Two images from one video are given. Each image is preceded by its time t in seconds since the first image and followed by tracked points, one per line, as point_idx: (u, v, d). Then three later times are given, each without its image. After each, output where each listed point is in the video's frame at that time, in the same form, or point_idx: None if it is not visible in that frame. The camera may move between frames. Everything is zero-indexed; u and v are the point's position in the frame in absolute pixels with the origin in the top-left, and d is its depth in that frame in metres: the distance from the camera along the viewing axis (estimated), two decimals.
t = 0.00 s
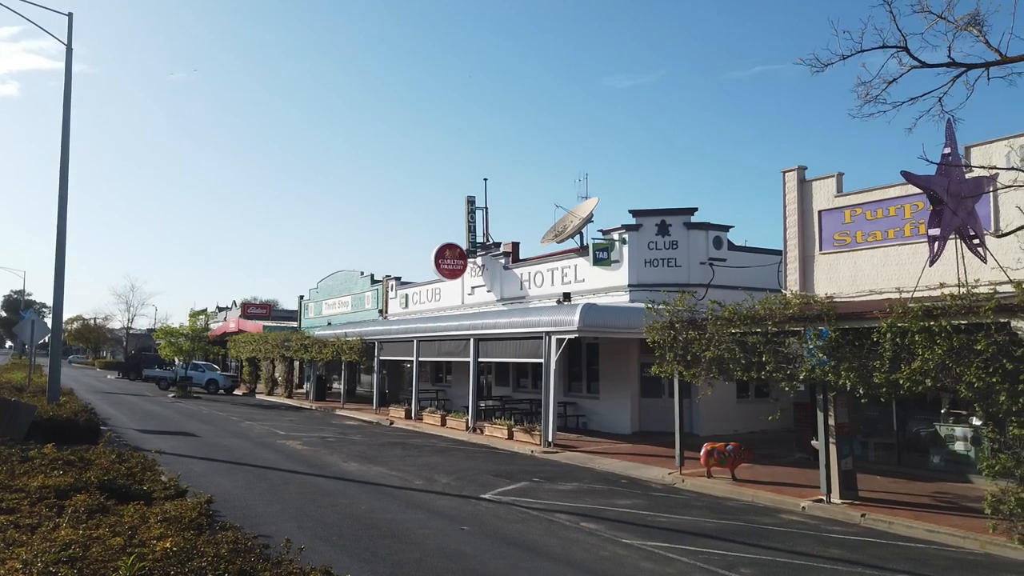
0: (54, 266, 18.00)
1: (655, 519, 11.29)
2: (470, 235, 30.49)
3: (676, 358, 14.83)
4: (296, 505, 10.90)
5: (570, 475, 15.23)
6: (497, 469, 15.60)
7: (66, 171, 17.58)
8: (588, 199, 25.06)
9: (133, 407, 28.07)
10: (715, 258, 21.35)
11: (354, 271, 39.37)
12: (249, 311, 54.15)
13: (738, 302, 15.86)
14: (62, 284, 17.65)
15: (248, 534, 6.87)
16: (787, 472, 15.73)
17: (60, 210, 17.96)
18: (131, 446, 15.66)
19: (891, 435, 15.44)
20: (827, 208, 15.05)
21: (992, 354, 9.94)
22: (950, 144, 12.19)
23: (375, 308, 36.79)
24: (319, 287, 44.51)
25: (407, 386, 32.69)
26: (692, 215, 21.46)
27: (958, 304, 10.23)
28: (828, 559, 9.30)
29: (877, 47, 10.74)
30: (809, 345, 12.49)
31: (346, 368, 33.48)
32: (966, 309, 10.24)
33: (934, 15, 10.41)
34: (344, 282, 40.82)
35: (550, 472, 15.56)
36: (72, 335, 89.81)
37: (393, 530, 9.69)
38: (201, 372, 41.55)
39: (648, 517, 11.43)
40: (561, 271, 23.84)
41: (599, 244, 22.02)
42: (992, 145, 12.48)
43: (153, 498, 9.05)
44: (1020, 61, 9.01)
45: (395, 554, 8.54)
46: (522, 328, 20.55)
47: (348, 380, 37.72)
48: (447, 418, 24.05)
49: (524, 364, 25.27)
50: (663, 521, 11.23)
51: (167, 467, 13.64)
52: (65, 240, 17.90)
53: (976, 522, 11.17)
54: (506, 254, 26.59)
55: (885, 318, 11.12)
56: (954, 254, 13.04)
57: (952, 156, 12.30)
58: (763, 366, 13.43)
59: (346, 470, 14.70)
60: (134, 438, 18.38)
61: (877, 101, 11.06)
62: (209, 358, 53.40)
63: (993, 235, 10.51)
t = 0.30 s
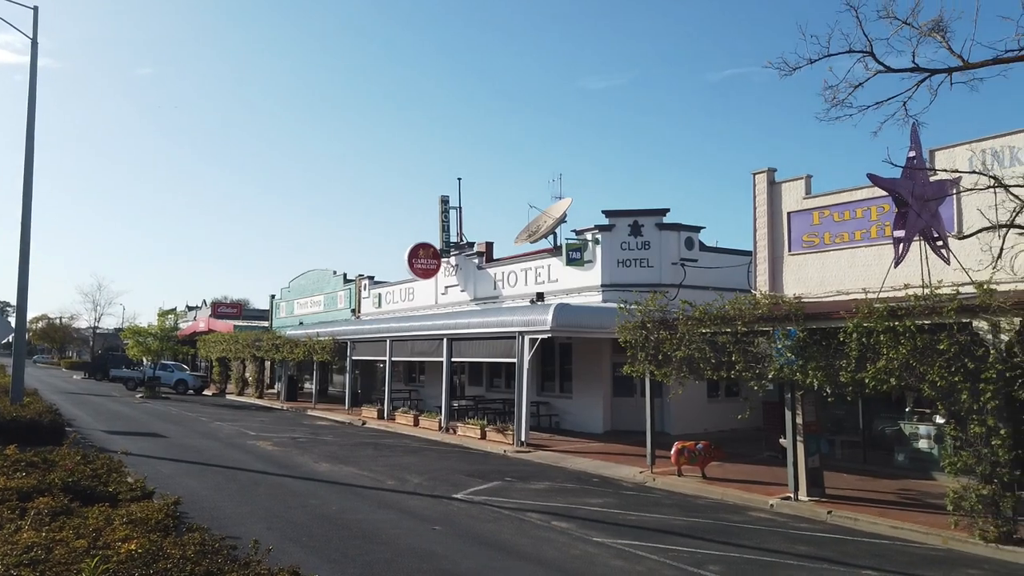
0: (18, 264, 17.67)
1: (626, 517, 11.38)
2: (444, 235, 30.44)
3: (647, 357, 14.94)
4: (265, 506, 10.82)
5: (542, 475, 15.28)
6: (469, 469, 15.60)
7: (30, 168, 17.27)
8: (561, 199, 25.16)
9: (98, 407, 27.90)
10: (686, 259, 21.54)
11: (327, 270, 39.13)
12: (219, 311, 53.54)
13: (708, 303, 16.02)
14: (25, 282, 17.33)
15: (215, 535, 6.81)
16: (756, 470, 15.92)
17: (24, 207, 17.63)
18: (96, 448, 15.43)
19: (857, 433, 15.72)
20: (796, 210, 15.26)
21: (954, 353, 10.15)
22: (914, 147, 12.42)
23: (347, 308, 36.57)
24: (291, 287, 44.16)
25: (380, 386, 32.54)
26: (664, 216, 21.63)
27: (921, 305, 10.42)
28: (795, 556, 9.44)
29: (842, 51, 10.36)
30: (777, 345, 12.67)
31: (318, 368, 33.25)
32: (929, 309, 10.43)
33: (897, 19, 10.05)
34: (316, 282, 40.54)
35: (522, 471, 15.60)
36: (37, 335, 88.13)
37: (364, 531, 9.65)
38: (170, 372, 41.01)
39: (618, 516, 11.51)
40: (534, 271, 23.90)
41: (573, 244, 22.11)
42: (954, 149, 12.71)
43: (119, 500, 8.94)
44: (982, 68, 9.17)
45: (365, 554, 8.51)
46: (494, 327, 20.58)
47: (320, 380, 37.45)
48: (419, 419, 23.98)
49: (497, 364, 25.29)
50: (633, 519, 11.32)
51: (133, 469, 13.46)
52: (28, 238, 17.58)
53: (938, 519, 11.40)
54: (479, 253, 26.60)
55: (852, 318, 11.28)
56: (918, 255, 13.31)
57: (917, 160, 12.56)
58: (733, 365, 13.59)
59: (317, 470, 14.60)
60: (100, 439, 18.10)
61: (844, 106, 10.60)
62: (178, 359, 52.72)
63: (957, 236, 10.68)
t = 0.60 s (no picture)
0: None
1: (600, 516, 11.44)
2: (420, 235, 30.37)
3: (622, 357, 15.04)
4: (237, 508, 10.72)
5: (517, 474, 15.31)
6: (444, 469, 15.59)
7: None
8: (537, 199, 25.23)
9: (66, 407, 27.78)
10: (661, 260, 21.69)
11: (301, 269, 38.86)
12: (192, 310, 52.91)
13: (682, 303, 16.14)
14: None
15: (185, 536, 6.75)
16: (729, 469, 16.09)
17: None
18: (64, 449, 15.19)
19: (827, 431, 15.99)
20: (768, 212, 15.45)
21: (921, 353, 10.35)
22: (883, 151, 12.63)
23: (322, 308, 36.34)
24: (265, 286, 43.79)
25: (355, 386, 32.38)
26: (639, 217, 21.76)
27: (889, 305, 10.58)
28: (765, 553, 9.56)
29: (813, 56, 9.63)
30: (749, 344, 12.83)
31: (292, 368, 32.99)
32: (897, 309, 10.60)
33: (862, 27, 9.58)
34: (291, 281, 40.25)
35: (497, 471, 15.62)
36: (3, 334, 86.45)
37: (338, 531, 9.61)
38: (141, 373, 40.47)
39: (592, 514, 11.57)
40: (510, 271, 23.93)
41: (549, 245, 22.17)
42: (922, 153, 12.95)
43: (87, 502, 8.81)
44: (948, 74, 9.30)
45: (338, 555, 8.48)
46: (470, 327, 20.57)
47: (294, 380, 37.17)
48: (394, 419, 23.91)
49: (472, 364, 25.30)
50: (607, 518, 11.38)
51: (101, 470, 13.27)
52: None
53: (905, 516, 11.60)
54: (455, 253, 26.57)
55: (822, 318, 11.44)
56: (886, 257, 13.54)
57: (886, 164, 12.75)
58: (706, 365, 13.71)
59: (290, 471, 14.50)
60: (68, 440, 17.83)
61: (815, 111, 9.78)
62: (150, 359, 52.00)
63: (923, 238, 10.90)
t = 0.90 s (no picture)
0: None
1: (569, 515, 11.50)
2: (391, 234, 30.25)
3: (593, 357, 15.13)
4: (203, 509, 10.61)
5: (487, 474, 15.32)
6: (415, 469, 15.56)
7: None
8: (509, 199, 25.28)
9: (28, 407, 27.65)
10: (631, 260, 21.84)
11: (271, 269, 38.49)
12: (158, 309, 52.12)
13: (652, 303, 16.27)
14: None
15: (148, 539, 6.67)
16: (697, 467, 16.26)
17: None
18: (24, 451, 14.90)
19: (793, 430, 16.25)
20: (736, 213, 15.64)
21: (884, 352, 10.56)
22: (848, 154, 12.85)
23: (292, 307, 36.03)
24: (234, 285, 43.30)
25: (325, 386, 32.16)
26: (610, 217, 21.90)
27: (853, 306, 10.77)
28: (731, 550, 9.68)
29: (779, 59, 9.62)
30: (718, 344, 12.98)
31: (261, 368, 32.65)
32: (861, 310, 10.79)
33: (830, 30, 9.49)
34: (260, 281, 39.84)
35: (468, 471, 15.63)
36: None
37: (306, 532, 9.55)
38: (105, 373, 39.77)
39: (562, 513, 11.63)
40: (482, 271, 23.94)
41: (520, 245, 22.22)
42: (886, 156, 13.19)
43: (48, 504, 8.66)
44: (910, 79, 9.48)
45: (306, 555, 8.43)
46: (442, 327, 20.55)
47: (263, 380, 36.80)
48: (365, 419, 23.78)
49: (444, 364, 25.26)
50: (577, 517, 11.45)
51: (63, 472, 13.05)
52: None
53: (868, 513, 11.82)
54: (426, 253, 26.52)
55: (788, 318, 11.63)
56: (851, 258, 13.80)
57: (850, 166, 12.91)
58: (675, 364, 13.85)
59: (258, 472, 14.36)
60: (29, 442, 17.47)
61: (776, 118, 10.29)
62: (114, 359, 51.10)
63: (886, 240, 11.11)
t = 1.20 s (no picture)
0: None
1: (541, 514, 11.55)
2: (364, 233, 30.10)
3: (565, 357, 15.21)
4: (171, 511, 10.49)
5: (459, 474, 15.31)
6: (386, 469, 15.51)
7: None
8: (482, 199, 25.28)
9: None
10: (604, 260, 21.96)
11: (242, 267, 38.10)
12: (125, 308, 51.33)
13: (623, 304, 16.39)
14: None
15: (113, 541, 6.58)
16: (668, 466, 16.40)
17: None
18: None
19: (762, 429, 16.44)
20: (707, 214, 15.81)
21: (849, 352, 10.75)
22: (816, 157, 13.06)
23: (263, 306, 35.70)
24: (203, 284, 42.80)
25: (296, 386, 31.91)
26: (583, 218, 21.99)
27: (820, 306, 10.93)
28: (700, 548, 9.79)
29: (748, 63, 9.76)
30: (688, 344, 13.11)
31: (231, 368, 32.30)
32: (827, 310, 10.96)
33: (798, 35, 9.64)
34: (231, 280, 39.41)
35: (440, 471, 15.62)
36: None
37: (275, 533, 9.47)
38: (71, 373, 39.08)
39: (533, 513, 11.66)
40: (455, 270, 23.92)
41: (493, 244, 22.23)
42: (852, 159, 13.41)
43: (10, 507, 8.51)
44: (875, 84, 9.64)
45: (275, 557, 8.37)
46: (414, 327, 20.49)
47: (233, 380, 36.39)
48: (336, 419, 23.64)
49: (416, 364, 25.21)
50: (548, 516, 11.49)
51: (26, 474, 12.82)
52: None
53: (834, 510, 12.02)
54: (399, 252, 26.43)
55: (757, 319, 11.78)
56: (818, 260, 14.01)
57: (818, 170, 13.19)
58: (646, 364, 13.96)
59: (227, 473, 14.22)
60: None
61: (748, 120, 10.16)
62: (80, 359, 50.21)
63: (852, 242, 11.29)
